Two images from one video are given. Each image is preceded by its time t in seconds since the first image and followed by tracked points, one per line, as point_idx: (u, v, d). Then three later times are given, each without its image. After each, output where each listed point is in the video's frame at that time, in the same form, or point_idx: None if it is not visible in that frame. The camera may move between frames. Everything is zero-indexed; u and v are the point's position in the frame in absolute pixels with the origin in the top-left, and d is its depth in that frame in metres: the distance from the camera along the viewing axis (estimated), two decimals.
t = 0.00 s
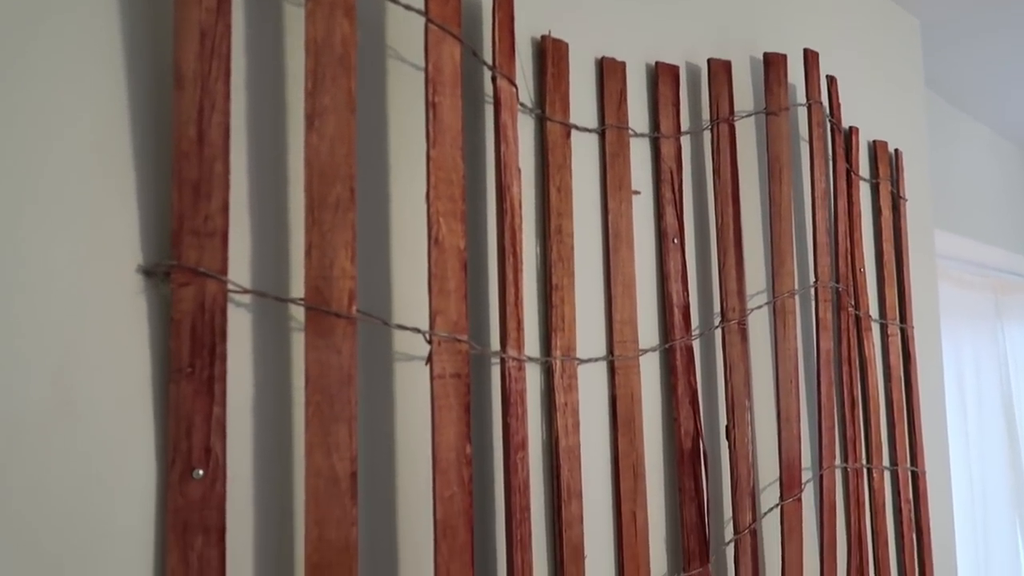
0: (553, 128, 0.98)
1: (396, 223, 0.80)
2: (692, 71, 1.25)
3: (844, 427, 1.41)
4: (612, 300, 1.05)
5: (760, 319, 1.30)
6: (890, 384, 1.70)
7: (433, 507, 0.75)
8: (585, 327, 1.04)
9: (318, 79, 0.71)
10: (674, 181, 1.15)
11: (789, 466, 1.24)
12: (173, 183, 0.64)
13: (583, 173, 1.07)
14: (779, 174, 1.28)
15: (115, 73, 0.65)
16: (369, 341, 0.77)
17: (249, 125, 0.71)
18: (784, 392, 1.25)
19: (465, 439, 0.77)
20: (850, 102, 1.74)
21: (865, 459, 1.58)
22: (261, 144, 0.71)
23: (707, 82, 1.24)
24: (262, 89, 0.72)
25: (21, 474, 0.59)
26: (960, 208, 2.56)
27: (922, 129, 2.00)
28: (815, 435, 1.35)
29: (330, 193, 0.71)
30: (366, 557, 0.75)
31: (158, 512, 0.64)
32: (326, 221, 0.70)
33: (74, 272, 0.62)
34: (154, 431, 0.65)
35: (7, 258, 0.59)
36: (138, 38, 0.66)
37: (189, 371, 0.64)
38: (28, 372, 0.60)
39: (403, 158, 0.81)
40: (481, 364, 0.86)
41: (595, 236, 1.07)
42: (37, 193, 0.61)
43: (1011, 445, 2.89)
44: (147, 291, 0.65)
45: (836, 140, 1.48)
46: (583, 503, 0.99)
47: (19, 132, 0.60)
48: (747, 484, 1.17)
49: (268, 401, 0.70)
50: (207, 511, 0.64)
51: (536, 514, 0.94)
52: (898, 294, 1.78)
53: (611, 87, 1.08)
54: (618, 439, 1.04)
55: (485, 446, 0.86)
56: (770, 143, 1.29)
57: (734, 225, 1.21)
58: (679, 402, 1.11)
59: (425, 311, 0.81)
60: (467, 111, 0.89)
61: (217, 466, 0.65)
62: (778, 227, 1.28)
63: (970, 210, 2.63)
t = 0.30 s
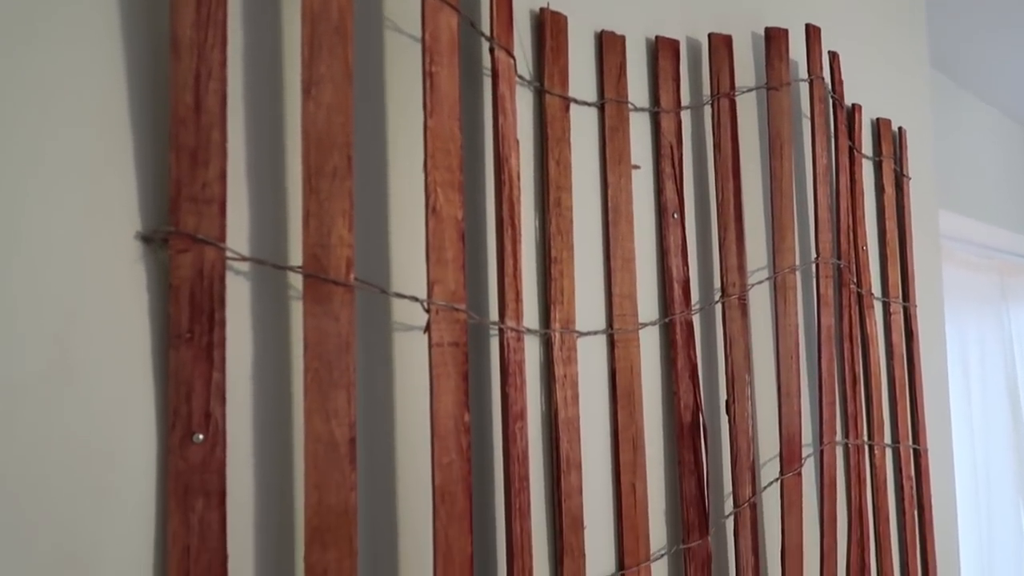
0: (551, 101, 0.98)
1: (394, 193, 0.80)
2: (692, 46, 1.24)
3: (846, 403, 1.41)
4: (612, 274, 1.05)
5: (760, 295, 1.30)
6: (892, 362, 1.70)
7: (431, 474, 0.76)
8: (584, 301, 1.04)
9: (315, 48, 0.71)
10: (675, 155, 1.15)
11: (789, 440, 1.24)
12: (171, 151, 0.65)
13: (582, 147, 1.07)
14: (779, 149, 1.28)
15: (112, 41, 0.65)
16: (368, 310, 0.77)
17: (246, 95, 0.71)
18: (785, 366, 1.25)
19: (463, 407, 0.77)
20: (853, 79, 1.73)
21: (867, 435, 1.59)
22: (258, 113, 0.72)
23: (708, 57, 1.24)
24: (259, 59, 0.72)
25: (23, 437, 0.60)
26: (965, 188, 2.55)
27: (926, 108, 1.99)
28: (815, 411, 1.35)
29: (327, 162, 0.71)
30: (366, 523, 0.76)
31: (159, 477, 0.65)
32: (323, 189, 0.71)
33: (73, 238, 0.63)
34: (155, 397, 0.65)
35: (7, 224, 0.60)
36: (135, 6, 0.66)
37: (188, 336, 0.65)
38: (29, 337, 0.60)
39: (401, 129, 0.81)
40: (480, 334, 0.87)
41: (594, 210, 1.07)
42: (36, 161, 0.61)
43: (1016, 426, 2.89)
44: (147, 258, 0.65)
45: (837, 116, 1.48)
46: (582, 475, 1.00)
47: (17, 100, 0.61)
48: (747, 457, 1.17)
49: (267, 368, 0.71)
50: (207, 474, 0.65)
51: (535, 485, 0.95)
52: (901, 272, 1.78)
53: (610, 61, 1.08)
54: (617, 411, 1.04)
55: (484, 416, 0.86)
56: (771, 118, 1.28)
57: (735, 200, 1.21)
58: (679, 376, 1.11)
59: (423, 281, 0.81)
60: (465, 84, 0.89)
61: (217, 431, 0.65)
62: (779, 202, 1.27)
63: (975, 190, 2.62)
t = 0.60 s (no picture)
0: (550, 76, 0.99)
1: (392, 164, 0.81)
2: (692, 23, 1.25)
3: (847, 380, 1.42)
4: (610, 248, 1.06)
5: (761, 270, 1.31)
6: (895, 342, 1.70)
7: (429, 439, 0.78)
8: (583, 275, 1.06)
9: (312, 19, 0.72)
10: (674, 132, 1.16)
11: (789, 416, 1.25)
12: (171, 119, 0.66)
13: (581, 122, 1.08)
14: (779, 126, 1.28)
15: (113, 12, 0.66)
16: (367, 278, 0.79)
17: (245, 65, 0.72)
18: (784, 342, 1.26)
19: (460, 374, 0.79)
20: (857, 58, 1.73)
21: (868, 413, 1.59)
22: (257, 84, 0.73)
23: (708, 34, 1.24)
24: (257, 30, 0.73)
25: (28, 397, 0.61)
26: (972, 171, 2.54)
27: (931, 88, 1.98)
28: (815, 388, 1.36)
29: (325, 131, 0.72)
30: (365, 487, 0.77)
31: (161, 437, 0.67)
32: (321, 158, 0.72)
33: (76, 204, 0.64)
34: (157, 360, 0.67)
35: (12, 190, 0.61)
36: None
37: (189, 301, 0.66)
38: (34, 300, 0.62)
39: (399, 101, 0.82)
40: (478, 305, 0.88)
41: (593, 185, 1.08)
42: (40, 128, 0.63)
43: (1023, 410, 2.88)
44: (148, 224, 0.67)
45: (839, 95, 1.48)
46: (581, 447, 1.01)
47: (21, 68, 0.62)
48: (746, 432, 1.18)
49: (267, 333, 0.72)
50: (208, 435, 0.66)
51: (534, 456, 0.97)
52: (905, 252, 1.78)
53: (609, 37, 1.08)
54: (615, 384, 1.05)
55: (482, 386, 0.87)
56: (771, 95, 1.29)
57: (735, 176, 1.21)
58: (677, 350, 1.12)
59: (421, 251, 0.83)
60: (463, 58, 0.90)
61: (218, 393, 0.67)
62: (779, 179, 1.28)
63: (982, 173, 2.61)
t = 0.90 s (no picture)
0: (536, 50, 1.01)
1: (378, 131, 0.84)
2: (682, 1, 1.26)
3: (834, 355, 1.44)
4: (596, 220, 1.08)
5: (749, 247, 1.34)
6: (885, 322, 1.72)
7: (413, 398, 0.80)
8: (569, 246, 1.08)
9: None
10: (661, 108, 1.18)
11: (774, 389, 1.27)
12: (160, 83, 0.68)
13: (568, 96, 1.10)
14: (767, 104, 1.30)
15: None
16: (353, 242, 0.81)
17: (234, 33, 0.75)
18: (771, 316, 1.28)
19: (442, 335, 0.81)
20: (850, 40, 1.74)
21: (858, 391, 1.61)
22: (245, 51, 0.75)
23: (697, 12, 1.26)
24: None
25: (24, 347, 0.64)
26: (969, 156, 2.55)
27: (926, 71, 1.99)
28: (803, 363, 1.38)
29: (310, 97, 0.74)
30: (350, 444, 0.80)
31: (152, 390, 0.70)
32: (307, 123, 0.74)
33: (70, 164, 0.67)
34: (148, 316, 0.70)
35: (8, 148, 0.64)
36: None
37: (178, 258, 0.69)
38: (29, 254, 0.65)
39: (385, 71, 0.84)
40: (464, 271, 0.90)
41: (579, 160, 1.10)
42: (34, 90, 0.65)
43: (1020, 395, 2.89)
44: (139, 184, 0.69)
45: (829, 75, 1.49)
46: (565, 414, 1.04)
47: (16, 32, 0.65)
48: (731, 403, 1.20)
49: (255, 293, 0.75)
50: (197, 388, 0.69)
51: (519, 421, 0.99)
52: (897, 233, 1.80)
53: (596, 13, 1.10)
54: (601, 353, 1.07)
55: (467, 350, 0.90)
56: (759, 73, 1.30)
57: (722, 152, 1.23)
58: (663, 322, 1.14)
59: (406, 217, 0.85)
60: (449, 31, 0.92)
61: (206, 347, 0.69)
62: (766, 157, 1.30)
63: (980, 158, 2.61)
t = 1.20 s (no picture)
0: (537, 16, 1.03)
1: (382, 89, 0.87)
2: None
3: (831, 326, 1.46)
4: (595, 184, 1.11)
5: (747, 215, 1.37)
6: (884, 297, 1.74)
7: (413, 345, 0.83)
8: (568, 209, 1.12)
9: None
10: (661, 77, 1.20)
11: (769, 355, 1.30)
12: (174, 35, 0.72)
13: (568, 64, 1.13)
14: (767, 76, 1.32)
15: None
16: (357, 195, 0.84)
17: None
18: (767, 284, 1.30)
19: (441, 285, 0.84)
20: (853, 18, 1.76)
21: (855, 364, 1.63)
22: (254, 8, 0.79)
23: None
24: None
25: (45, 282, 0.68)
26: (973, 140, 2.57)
27: (930, 51, 2.00)
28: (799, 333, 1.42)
29: (316, 52, 0.77)
30: (353, 388, 0.83)
31: (165, 328, 0.73)
32: (313, 76, 0.77)
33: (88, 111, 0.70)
34: (161, 257, 0.73)
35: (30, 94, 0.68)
36: None
37: (189, 203, 0.72)
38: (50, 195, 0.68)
39: (388, 31, 0.88)
40: (464, 227, 0.94)
41: (579, 127, 1.14)
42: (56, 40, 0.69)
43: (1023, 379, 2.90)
44: (153, 132, 0.73)
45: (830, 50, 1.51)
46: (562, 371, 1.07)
47: None
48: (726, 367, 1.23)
49: (263, 239, 0.78)
50: (207, 326, 0.72)
51: (517, 375, 1.03)
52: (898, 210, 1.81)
53: None
54: (598, 313, 1.10)
55: (467, 304, 0.93)
56: (759, 45, 1.32)
57: (721, 122, 1.25)
58: (659, 285, 1.17)
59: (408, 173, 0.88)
60: None
61: (216, 287, 0.73)
62: (765, 128, 1.32)
63: (986, 140, 2.62)
